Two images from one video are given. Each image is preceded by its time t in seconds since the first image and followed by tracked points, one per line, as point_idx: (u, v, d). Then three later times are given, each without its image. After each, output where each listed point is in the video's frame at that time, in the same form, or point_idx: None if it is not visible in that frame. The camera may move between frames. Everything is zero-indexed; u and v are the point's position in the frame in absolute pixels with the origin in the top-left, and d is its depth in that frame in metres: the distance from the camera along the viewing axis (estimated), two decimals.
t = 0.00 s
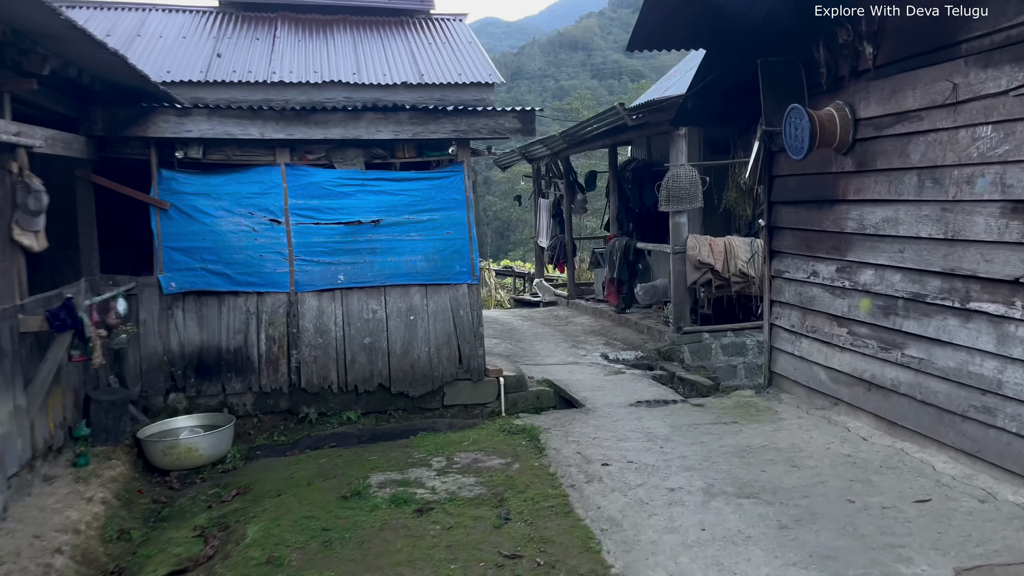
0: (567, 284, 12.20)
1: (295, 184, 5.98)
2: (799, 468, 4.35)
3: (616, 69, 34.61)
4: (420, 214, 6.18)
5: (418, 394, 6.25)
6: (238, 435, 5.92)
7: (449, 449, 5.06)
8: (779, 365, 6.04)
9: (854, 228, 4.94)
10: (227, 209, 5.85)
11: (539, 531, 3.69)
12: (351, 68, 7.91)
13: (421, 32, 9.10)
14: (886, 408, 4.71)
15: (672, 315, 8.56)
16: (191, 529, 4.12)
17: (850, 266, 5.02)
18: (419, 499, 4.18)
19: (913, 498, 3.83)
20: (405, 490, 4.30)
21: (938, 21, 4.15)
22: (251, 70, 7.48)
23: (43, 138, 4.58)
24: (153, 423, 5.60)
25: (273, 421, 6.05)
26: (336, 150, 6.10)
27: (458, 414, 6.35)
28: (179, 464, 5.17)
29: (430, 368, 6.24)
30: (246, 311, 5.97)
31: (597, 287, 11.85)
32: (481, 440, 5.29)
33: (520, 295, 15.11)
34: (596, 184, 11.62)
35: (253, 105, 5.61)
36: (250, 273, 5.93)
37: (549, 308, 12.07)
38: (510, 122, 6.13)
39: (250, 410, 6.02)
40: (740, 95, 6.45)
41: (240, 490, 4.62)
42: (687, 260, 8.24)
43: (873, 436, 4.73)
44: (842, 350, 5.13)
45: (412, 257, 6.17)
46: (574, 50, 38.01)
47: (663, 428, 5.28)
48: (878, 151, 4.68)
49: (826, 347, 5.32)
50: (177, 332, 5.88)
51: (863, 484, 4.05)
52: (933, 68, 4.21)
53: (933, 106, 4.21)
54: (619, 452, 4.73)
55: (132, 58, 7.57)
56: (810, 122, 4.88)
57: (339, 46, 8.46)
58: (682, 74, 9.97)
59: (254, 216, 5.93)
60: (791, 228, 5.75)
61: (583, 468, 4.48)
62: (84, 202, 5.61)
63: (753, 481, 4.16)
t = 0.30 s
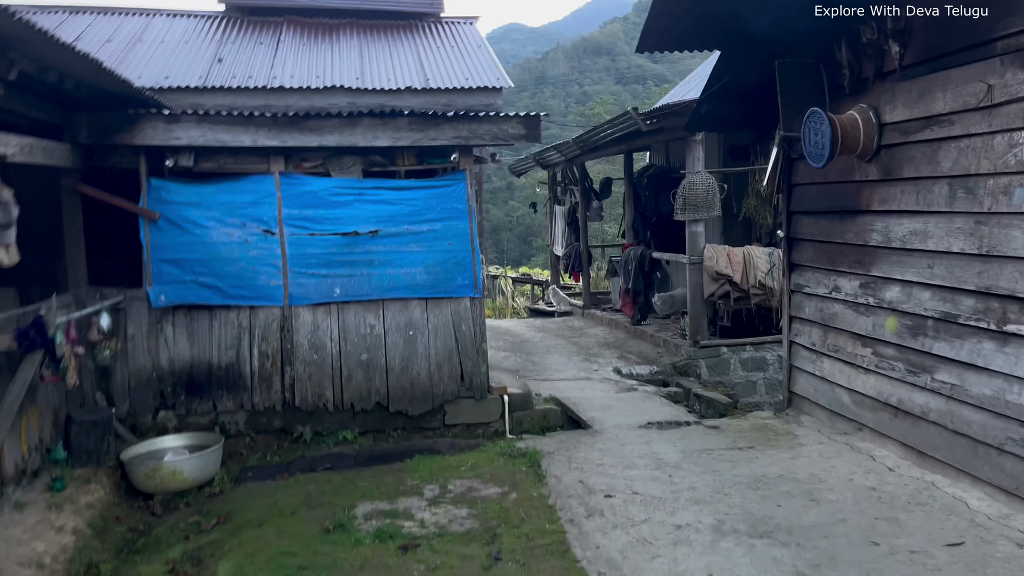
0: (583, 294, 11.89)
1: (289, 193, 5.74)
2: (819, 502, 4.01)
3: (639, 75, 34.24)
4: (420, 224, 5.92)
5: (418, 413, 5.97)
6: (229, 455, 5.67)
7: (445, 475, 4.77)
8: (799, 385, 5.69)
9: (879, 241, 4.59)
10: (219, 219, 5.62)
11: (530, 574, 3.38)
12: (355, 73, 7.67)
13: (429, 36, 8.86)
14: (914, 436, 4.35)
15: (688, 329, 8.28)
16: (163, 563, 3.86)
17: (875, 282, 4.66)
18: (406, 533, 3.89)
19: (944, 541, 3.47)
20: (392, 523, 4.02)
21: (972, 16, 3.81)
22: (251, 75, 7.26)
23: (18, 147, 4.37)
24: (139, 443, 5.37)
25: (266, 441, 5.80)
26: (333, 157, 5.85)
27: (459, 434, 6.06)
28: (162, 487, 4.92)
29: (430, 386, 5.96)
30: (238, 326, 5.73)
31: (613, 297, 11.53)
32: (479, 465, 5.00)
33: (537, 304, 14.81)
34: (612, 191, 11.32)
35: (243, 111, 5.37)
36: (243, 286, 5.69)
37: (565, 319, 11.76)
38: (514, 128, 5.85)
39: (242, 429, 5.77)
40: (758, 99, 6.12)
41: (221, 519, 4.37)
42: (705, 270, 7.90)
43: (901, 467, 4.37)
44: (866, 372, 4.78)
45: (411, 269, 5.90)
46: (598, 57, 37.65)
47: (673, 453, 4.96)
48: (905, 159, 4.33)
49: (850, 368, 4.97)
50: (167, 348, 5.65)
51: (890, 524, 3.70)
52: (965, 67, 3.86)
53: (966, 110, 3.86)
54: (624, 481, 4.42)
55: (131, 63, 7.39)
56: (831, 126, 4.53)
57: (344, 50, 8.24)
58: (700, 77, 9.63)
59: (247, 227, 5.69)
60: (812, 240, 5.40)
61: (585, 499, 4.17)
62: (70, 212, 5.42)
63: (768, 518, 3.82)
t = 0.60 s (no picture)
0: (594, 294, 11.57)
1: (280, 187, 5.46)
2: (841, 522, 3.68)
3: (656, 71, 33.78)
4: (417, 220, 5.63)
5: (416, 418, 5.68)
6: (217, 461, 5.41)
7: (439, 487, 4.48)
8: (819, 391, 5.35)
9: (907, 237, 4.25)
10: (206, 214, 5.35)
11: None
12: (355, 63, 7.39)
13: (434, 26, 8.57)
14: (945, 450, 4.01)
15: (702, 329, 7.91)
16: None
17: (902, 282, 4.32)
18: (392, 552, 3.60)
19: (982, 569, 3.14)
20: (378, 541, 3.73)
21: None
22: (247, 66, 7.00)
23: None
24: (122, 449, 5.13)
25: (256, 447, 5.54)
26: (327, 149, 5.58)
27: (460, 440, 5.78)
28: (142, 497, 4.67)
29: (428, 390, 5.67)
30: (227, 326, 5.46)
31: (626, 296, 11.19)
32: (476, 475, 4.71)
33: (549, 303, 14.49)
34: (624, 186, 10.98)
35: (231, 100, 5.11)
36: (232, 285, 5.42)
37: (576, 318, 11.43)
38: (517, 119, 5.55)
39: (232, 435, 5.51)
40: (776, 87, 5.77)
41: (198, 533, 4.10)
42: (720, 269, 7.56)
43: (930, 483, 4.03)
44: (892, 378, 4.43)
45: (409, 267, 5.62)
46: (615, 54, 37.18)
47: (684, 464, 4.64)
48: (936, 148, 3.99)
49: (874, 374, 4.62)
50: (152, 349, 5.39)
51: (920, 548, 3.36)
52: (1004, 46, 3.52)
53: (1004, 93, 3.51)
54: (630, 496, 4.11)
55: (124, 54, 7.14)
56: (856, 112, 4.19)
57: (345, 41, 7.97)
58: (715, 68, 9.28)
59: (236, 222, 5.42)
60: (833, 237, 5.05)
61: (586, 516, 3.86)
62: (51, 207, 5.16)
63: (785, 540, 3.50)
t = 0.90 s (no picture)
0: (606, 293, 11.23)
1: (270, 183, 5.17)
2: (870, 551, 3.34)
3: (672, 66, 33.28)
4: (415, 217, 5.32)
5: (413, 427, 5.38)
6: (203, 472, 5.13)
7: (433, 505, 4.18)
8: (842, 401, 4.99)
9: (942, 237, 3.89)
10: (191, 212, 5.07)
11: None
12: (354, 53, 7.08)
13: (438, 16, 8.25)
14: (984, 471, 3.65)
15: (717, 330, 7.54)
16: None
17: (936, 285, 3.97)
18: None
19: None
20: (362, 568, 3.43)
21: None
22: (241, 56, 6.72)
23: None
24: (103, 459, 4.87)
25: (245, 456, 5.25)
26: (319, 143, 5.27)
27: (460, 450, 5.47)
28: (120, 512, 4.40)
29: (426, 398, 5.37)
30: (214, 330, 5.17)
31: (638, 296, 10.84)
32: (474, 491, 4.40)
33: (561, 302, 14.16)
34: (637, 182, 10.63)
35: (216, 90, 4.82)
36: (219, 286, 5.13)
37: (587, 318, 11.10)
38: (520, 109, 5.22)
39: (219, 444, 5.23)
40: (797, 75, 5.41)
41: (173, 555, 3.82)
42: (737, 268, 7.21)
43: (967, 507, 3.68)
44: (924, 389, 4.08)
45: (406, 267, 5.31)
46: (630, 49, 36.70)
47: (697, 481, 4.31)
48: (976, 138, 3.63)
49: (905, 384, 4.27)
50: (136, 354, 5.12)
51: None
52: None
53: None
54: (638, 517, 3.78)
55: (115, 45, 6.87)
56: (886, 100, 3.82)
57: (344, 31, 7.67)
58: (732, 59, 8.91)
59: (223, 220, 5.13)
60: (859, 236, 4.70)
61: (589, 541, 3.54)
62: (28, 203, 4.89)
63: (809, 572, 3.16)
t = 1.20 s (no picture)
0: (615, 292, 10.89)
1: (249, 176, 4.87)
2: None
3: (687, 62, 32.79)
4: (404, 213, 5.01)
5: (402, 435, 5.06)
6: (179, 483, 4.83)
7: (416, 523, 3.86)
8: (862, 410, 4.63)
9: (974, 233, 3.52)
10: (165, 206, 4.78)
11: None
12: (347, 41, 6.77)
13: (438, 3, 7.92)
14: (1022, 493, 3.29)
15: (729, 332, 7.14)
16: None
17: (967, 286, 3.60)
18: None
19: None
20: None
21: None
22: (228, 45, 6.42)
23: None
24: (70, 470, 4.60)
25: (224, 466, 4.96)
26: (303, 133, 4.96)
27: (452, 460, 5.15)
28: (84, 528, 4.11)
29: (416, 404, 5.04)
30: (191, 332, 4.88)
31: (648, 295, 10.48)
32: (461, 507, 4.07)
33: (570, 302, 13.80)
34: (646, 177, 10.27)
35: (189, 77, 4.52)
36: (195, 286, 4.83)
37: (595, 318, 10.75)
38: (516, 97, 4.88)
39: (197, 453, 4.94)
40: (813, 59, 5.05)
41: None
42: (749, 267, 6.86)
43: (1002, 532, 3.31)
44: (954, 400, 3.72)
45: (394, 266, 5.00)
46: (645, 45, 36.23)
47: (703, 498, 3.97)
48: (1013, 123, 3.27)
49: (931, 394, 3.90)
50: (108, 357, 4.84)
51: None
52: None
53: None
54: (636, 540, 3.45)
55: (99, 34, 6.60)
56: (913, 82, 3.45)
57: (339, 19, 7.36)
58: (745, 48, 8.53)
59: (200, 215, 4.84)
60: (882, 232, 4.33)
61: (582, 568, 3.21)
62: None
63: None
